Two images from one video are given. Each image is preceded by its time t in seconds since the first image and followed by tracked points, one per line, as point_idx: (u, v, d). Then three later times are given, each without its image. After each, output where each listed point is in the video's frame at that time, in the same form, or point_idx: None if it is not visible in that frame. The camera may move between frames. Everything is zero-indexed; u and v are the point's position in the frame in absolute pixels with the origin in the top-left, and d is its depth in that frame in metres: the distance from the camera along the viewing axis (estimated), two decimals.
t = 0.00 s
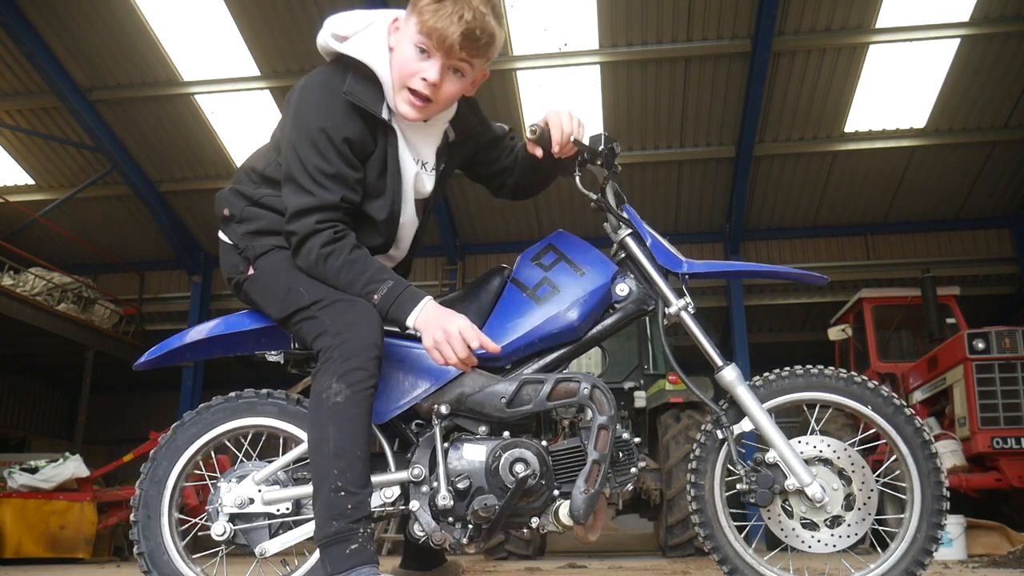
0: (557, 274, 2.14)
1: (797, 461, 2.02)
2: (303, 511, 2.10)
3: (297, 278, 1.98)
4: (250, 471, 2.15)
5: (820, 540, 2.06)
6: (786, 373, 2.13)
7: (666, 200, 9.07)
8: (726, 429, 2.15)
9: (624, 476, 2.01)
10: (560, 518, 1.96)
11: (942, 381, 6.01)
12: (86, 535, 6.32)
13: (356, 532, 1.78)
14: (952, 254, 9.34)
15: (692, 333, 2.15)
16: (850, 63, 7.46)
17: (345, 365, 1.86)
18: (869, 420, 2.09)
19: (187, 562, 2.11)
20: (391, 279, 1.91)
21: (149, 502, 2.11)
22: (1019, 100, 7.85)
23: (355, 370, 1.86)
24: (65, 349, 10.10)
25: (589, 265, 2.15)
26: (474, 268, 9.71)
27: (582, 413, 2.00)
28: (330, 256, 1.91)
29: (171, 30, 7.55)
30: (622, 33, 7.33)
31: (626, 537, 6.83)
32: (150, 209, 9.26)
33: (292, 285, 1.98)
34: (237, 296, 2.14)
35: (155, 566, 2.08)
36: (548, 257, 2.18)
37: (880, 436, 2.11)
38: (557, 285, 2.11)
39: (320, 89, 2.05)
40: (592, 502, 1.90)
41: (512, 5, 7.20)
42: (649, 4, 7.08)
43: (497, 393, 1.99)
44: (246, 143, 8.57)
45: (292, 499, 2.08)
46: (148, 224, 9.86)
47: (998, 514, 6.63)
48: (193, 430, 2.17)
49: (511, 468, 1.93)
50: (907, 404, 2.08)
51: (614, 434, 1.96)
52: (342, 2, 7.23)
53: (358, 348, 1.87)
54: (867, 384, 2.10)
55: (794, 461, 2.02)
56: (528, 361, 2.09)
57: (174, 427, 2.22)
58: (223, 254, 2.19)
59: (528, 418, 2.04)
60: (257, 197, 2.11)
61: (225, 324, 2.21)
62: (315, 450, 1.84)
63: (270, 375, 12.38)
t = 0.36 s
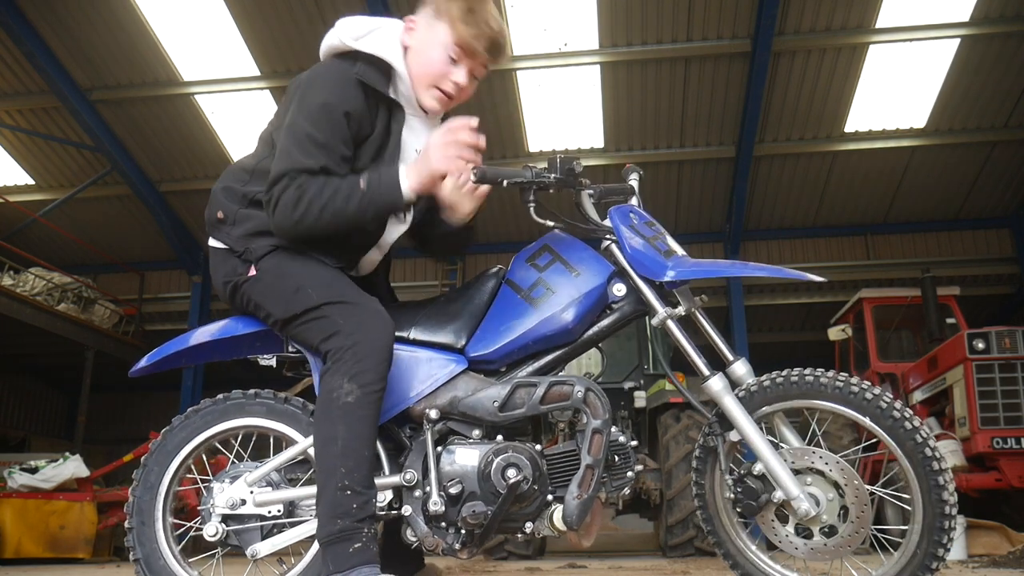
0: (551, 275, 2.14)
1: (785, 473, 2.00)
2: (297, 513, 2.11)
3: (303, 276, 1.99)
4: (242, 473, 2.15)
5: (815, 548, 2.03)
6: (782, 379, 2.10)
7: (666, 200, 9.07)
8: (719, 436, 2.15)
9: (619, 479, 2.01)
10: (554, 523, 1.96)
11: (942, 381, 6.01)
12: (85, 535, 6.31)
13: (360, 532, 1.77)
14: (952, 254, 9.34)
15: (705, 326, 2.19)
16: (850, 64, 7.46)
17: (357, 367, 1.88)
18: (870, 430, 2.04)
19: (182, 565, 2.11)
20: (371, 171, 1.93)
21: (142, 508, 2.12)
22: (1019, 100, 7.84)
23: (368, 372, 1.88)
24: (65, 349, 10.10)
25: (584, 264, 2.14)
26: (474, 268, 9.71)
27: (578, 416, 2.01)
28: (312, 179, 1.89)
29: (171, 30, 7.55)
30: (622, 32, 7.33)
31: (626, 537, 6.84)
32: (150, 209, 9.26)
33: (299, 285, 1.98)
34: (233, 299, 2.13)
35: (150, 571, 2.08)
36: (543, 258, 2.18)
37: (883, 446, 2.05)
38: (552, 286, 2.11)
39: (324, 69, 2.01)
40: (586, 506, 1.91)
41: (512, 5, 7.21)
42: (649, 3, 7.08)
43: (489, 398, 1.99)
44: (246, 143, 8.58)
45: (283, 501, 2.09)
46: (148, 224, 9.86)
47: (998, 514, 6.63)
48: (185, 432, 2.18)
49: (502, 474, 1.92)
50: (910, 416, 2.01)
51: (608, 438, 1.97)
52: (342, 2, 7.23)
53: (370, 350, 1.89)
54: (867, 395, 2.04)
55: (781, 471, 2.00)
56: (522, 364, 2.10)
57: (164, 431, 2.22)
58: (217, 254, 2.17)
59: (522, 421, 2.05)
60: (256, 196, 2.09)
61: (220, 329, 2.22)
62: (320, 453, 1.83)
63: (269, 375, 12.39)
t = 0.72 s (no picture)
0: (550, 272, 2.14)
1: (782, 475, 1.99)
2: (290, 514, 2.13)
3: (337, 266, 2.02)
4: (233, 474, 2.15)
5: (812, 549, 2.04)
6: (777, 382, 2.10)
7: (666, 199, 9.08)
8: (716, 437, 2.14)
9: (617, 480, 2.01)
10: (550, 525, 1.95)
11: (941, 381, 6.01)
12: (86, 535, 6.28)
13: (373, 532, 1.83)
14: (952, 254, 9.35)
15: (706, 323, 2.18)
16: (850, 64, 7.46)
17: (388, 366, 1.91)
18: (863, 432, 2.04)
19: (177, 566, 2.13)
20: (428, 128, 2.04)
21: (134, 512, 2.12)
22: (1019, 100, 7.85)
23: (400, 374, 1.92)
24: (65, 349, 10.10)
25: (584, 261, 2.14)
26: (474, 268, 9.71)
27: (574, 417, 2.00)
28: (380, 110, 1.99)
29: (171, 30, 7.54)
30: (622, 32, 7.32)
31: (626, 537, 6.84)
32: (150, 209, 9.26)
33: (333, 273, 2.00)
34: (239, 281, 2.10)
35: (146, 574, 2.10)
36: (542, 253, 2.18)
37: (877, 447, 2.05)
38: (550, 283, 2.11)
39: (396, 67, 2.14)
40: (582, 512, 1.90)
41: (512, 5, 7.22)
42: (649, 3, 7.08)
43: (486, 399, 1.98)
44: (247, 143, 8.58)
45: (277, 504, 2.09)
46: (148, 224, 9.86)
47: (998, 514, 6.63)
48: (176, 433, 2.18)
49: (499, 477, 1.92)
50: (902, 416, 2.01)
51: (606, 440, 1.96)
52: (342, 2, 7.22)
53: (402, 348, 1.93)
54: (859, 397, 2.04)
55: (778, 473, 1.99)
56: (519, 362, 2.10)
57: (152, 432, 2.21)
58: (227, 229, 2.14)
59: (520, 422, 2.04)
60: (291, 178, 2.11)
61: (210, 323, 2.19)
62: (343, 450, 1.86)
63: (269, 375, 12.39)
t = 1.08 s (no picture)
0: (548, 270, 2.13)
1: (780, 480, 1.99)
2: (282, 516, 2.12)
3: (366, 261, 2.06)
4: (224, 476, 2.14)
5: (810, 553, 2.05)
6: (774, 387, 2.10)
7: (666, 200, 9.08)
8: (715, 439, 2.14)
9: (614, 484, 2.00)
10: (547, 529, 1.96)
11: (941, 381, 6.01)
12: (86, 535, 6.26)
13: (380, 537, 1.85)
14: (952, 254, 9.36)
15: (707, 321, 2.18)
16: (850, 64, 7.46)
17: (410, 368, 1.91)
18: (860, 437, 2.04)
19: (172, 569, 2.13)
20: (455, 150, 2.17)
21: (126, 517, 2.13)
22: (1018, 100, 7.85)
23: (413, 380, 1.91)
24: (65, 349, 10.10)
25: (584, 260, 2.13)
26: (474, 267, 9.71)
27: (572, 420, 2.00)
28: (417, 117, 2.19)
29: (171, 30, 7.54)
30: (622, 32, 7.32)
31: (626, 537, 6.84)
32: (150, 209, 9.26)
33: (362, 265, 2.04)
34: (253, 260, 2.09)
35: None
36: (541, 250, 2.18)
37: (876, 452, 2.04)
38: (548, 283, 2.11)
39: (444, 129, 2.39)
40: (580, 519, 1.91)
41: (512, 4, 7.22)
42: (649, 3, 7.07)
43: (483, 404, 1.98)
44: (247, 143, 8.58)
45: (269, 508, 2.08)
46: (148, 224, 9.86)
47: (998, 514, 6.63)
48: (166, 436, 2.17)
49: (496, 483, 1.92)
50: (900, 421, 2.00)
51: (604, 446, 1.96)
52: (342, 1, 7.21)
53: (425, 351, 1.93)
54: (857, 403, 2.03)
55: (777, 479, 1.99)
56: (517, 362, 2.10)
57: (140, 435, 2.21)
58: (253, 203, 2.17)
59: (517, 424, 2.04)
60: (330, 176, 2.21)
61: (198, 319, 2.21)
62: (355, 452, 1.87)
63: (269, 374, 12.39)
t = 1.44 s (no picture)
0: (548, 270, 2.13)
1: (779, 481, 1.99)
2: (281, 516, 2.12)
3: (366, 259, 2.07)
4: (223, 476, 2.14)
5: (810, 553, 2.05)
6: (773, 389, 2.10)
7: (666, 200, 9.09)
8: (715, 440, 2.14)
9: (614, 484, 2.00)
10: (547, 530, 1.96)
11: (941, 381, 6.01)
12: (85, 535, 6.23)
13: (379, 538, 1.85)
14: (952, 254, 9.36)
15: (707, 321, 2.17)
16: (850, 64, 7.46)
17: (405, 366, 1.90)
18: (859, 438, 2.04)
19: (171, 570, 2.13)
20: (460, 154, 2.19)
21: (125, 519, 2.13)
22: (1019, 100, 7.85)
23: (411, 379, 1.91)
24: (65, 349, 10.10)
25: (583, 260, 2.13)
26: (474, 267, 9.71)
27: (571, 421, 2.00)
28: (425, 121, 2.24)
29: (171, 30, 7.54)
30: (622, 33, 7.32)
31: (625, 537, 6.84)
32: (150, 209, 9.26)
33: (362, 262, 2.05)
34: (251, 253, 2.09)
35: None
36: (541, 251, 2.18)
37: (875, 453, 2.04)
38: (547, 282, 2.11)
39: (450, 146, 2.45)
40: (580, 520, 1.91)
41: (512, 4, 7.22)
42: (649, 3, 7.07)
43: (482, 405, 1.98)
44: (247, 143, 8.58)
45: (269, 509, 2.08)
46: (148, 224, 9.85)
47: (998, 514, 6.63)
48: (163, 438, 2.17)
49: (495, 484, 1.93)
50: (899, 422, 2.00)
51: (604, 447, 1.96)
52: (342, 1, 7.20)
53: (422, 349, 1.93)
54: (855, 404, 2.03)
55: (776, 479, 1.99)
56: (516, 362, 2.10)
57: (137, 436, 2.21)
58: (258, 199, 2.19)
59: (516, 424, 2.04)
60: (337, 180, 2.25)
61: (196, 319, 2.21)
62: (352, 451, 1.87)
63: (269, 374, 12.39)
